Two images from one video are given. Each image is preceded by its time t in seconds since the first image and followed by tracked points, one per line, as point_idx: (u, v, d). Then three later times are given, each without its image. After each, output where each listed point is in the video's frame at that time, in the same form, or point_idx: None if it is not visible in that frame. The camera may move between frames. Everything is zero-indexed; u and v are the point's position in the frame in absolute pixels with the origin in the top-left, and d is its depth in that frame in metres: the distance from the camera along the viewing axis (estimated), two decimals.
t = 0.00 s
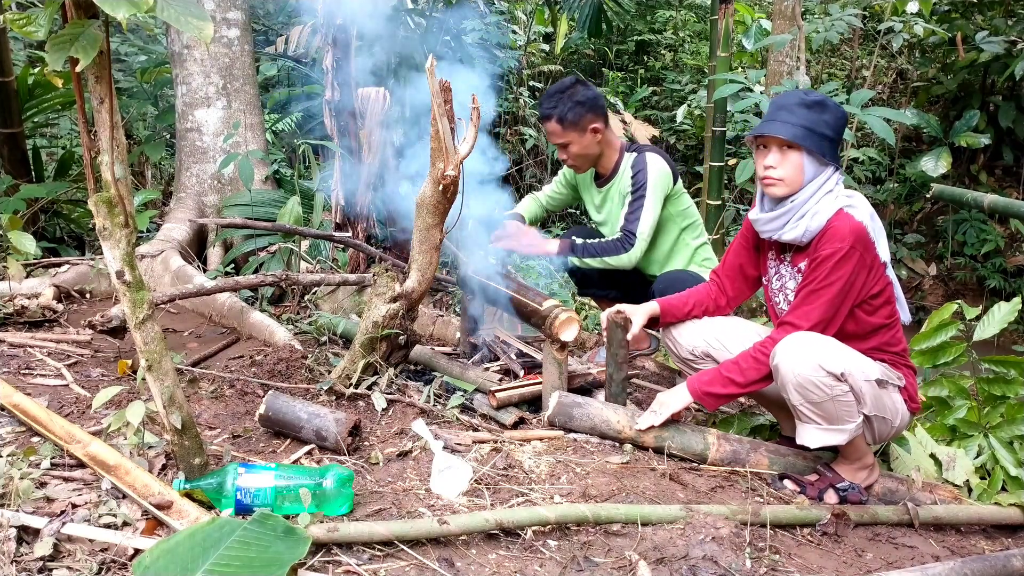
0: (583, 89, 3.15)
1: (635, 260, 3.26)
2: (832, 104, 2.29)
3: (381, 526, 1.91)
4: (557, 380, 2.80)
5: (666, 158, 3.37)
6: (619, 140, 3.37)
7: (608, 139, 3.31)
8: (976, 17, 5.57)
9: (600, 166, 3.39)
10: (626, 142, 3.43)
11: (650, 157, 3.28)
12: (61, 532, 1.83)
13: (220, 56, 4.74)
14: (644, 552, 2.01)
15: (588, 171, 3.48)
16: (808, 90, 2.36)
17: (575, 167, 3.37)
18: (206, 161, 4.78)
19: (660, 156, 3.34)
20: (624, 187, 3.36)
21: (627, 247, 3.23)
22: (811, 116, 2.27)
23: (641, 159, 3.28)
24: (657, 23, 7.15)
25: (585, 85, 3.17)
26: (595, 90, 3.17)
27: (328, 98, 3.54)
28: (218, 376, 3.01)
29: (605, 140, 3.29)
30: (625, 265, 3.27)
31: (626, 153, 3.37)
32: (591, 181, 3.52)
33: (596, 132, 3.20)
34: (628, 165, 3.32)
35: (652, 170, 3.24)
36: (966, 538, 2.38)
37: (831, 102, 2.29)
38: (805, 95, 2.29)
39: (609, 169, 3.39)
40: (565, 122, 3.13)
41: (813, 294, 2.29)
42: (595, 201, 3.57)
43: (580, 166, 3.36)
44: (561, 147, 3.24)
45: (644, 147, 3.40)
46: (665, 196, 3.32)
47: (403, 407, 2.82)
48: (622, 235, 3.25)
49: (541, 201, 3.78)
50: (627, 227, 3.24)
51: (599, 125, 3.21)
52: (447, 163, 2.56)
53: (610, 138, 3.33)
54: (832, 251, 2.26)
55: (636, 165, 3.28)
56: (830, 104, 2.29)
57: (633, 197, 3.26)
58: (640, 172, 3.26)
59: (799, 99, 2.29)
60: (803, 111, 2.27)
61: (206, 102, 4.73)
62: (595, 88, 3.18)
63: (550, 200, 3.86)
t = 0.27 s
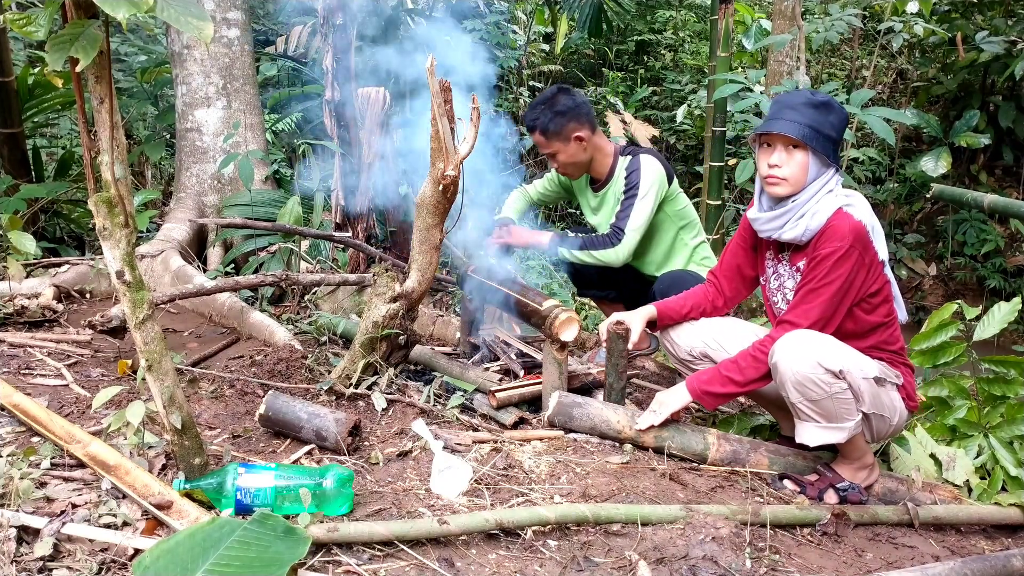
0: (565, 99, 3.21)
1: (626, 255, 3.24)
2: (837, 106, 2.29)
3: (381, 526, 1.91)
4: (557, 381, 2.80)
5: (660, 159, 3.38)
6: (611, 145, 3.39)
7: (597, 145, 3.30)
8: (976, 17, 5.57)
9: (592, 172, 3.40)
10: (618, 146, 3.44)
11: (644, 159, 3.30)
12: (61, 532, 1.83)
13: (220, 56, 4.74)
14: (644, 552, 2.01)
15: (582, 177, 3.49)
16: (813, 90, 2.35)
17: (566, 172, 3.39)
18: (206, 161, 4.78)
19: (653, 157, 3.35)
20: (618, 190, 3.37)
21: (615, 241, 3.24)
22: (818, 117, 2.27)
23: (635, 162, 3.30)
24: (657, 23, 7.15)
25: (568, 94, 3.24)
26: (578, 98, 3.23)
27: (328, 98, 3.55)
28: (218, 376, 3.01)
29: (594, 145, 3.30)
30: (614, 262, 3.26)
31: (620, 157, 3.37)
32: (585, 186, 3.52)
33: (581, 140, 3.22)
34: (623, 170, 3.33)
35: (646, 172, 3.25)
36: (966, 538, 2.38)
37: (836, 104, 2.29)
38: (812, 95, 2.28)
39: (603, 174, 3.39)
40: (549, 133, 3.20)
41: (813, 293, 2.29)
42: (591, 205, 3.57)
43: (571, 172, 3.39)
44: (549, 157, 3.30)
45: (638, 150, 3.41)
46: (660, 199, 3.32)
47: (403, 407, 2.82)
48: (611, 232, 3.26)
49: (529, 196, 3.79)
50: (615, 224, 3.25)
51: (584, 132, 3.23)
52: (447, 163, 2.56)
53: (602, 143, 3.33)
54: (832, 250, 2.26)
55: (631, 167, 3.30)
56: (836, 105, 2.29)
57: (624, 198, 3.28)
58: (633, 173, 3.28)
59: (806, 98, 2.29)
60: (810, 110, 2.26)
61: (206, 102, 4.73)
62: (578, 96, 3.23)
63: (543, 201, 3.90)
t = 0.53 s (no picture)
0: (558, 102, 3.25)
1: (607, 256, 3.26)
2: (836, 106, 2.29)
3: (381, 526, 1.91)
4: (557, 381, 2.80)
5: (655, 161, 3.38)
6: (606, 147, 3.39)
7: (590, 148, 3.31)
8: (976, 17, 5.57)
9: (588, 175, 3.40)
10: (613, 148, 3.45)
11: (636, 161, 3.30)
12: (61, 532, 1.83)
13: (220, 56, 4.74)
14: (644, 552, 2.01)
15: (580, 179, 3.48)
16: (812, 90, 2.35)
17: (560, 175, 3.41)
18: (206, 161, 4.78)
19: (647, 159, 3.35)
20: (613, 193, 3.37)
21: (597, 243, 3.25)
22: (815, 117, 2.26)
23: (627, 164, 3.30)
24: (657, 23, 7.15)
25: (561, 97, 3.27)
26: (571, 101, 3.26)
27: (328, 98, 3.56)
28: (218, 376, 3.01)
29: (587, 148, 3.30)
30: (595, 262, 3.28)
31: (614, 159, 3.37)
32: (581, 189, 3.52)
33: (573, 144, 3.23)
34: (616, 172, 3.33)
35: (638, 174, 3.25)
36: (966, 538, 2.38)
37: (834, 104, 2.29)
38: (810, 96, 2.28)
39: (598, 177, 3.39)
40: (541, 137, 3.24)
41: (812, 291, 2.29)
42: (588, 208, 3.56)
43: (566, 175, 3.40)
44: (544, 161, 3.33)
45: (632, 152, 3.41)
46: (653, 201, 3.32)
47: (403, 407, 2.82)
48: (595, 232, 3.28)
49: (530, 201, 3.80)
50: (601, 225, 3.27)
51: (576, 136, 3.23)
52: (447, 163, 2.56)
53: (596, 146, 3.33)
54: (830, 247, 2.26)
55: (623, 169, 3.30)
56: (834, 105, 2.29)
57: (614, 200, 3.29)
58: (623, 175, 3.28)
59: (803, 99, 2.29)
60: (806, 111, 2.26)
61: (206, 102, 4.73)
62: (571, 99, 3.26)
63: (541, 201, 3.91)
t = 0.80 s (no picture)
0: (554, 105, 3.26)
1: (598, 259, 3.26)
2: (835, 107, 2.28)
3: (381, 526, 1.91)
4: (557, 381, 2.80)
5: (651, 162, 3.38)
6: (603, 150, 3.39)
7: (587, 150, 3.30)
8: (976, 17, 5.57)
9: (586, 177, 3.40)
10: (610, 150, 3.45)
11: (632, 163, 3.29)
12: (61, 532, 1.83)
13: (220, 56, 4.74)
14: (644, 552, 2.01)
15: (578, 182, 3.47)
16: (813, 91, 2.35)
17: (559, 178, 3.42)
18: (206, 161, 4.78)
19: (644, 160, 3.35)
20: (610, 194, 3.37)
21: (589, 245, 3.26)
22: (813, 118, 2.27)
23: (623, 165, 3.30)
24: (657, 24, 7.16)
25: (557, 101, 3.28)
26: (567, 104, 3.27)
27: (328, 98, 3.54)
28: (218, 376, 3.01)
29: (584, 150, 3.30)
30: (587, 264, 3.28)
31: (612, 161, 3.37)
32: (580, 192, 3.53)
33: (570, 147, 3.23)
34: (612, 175, 3.32)
35: (633, 176, 3.25)
36: (966, 538, 2.38)
37: (833, 105, 2.29)
38: (808, 97, 2.29)
39: (596, 180, 3.38)
40: (538, 140, 3.26)
41: (813, 291, 2.29)
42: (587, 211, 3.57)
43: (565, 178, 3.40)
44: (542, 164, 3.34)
45: (629, 154, 3.40)
46: (649, 202, 3.32)
47: (403, 407, 2.82)
48: (588, 235, 3.28)
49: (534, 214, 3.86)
50: (593, 227, 3.27)
51: (573, 138, 3.23)
52: (447, 163, 2.56)
53: (593, 148, 3.33)
54: (831, 247, 2.26)
55: (618, 171, 3.30)
56: (833, 106, 2.28)
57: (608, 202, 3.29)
58: (618, 178, 3.28)
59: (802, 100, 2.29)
60: (805, 112, 2.27)
61: (206, 102, 4.73)
62: (568, 102, 3.27)
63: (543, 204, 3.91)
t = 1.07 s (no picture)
0: (568, 101, 3.27)
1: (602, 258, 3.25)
2: (834, 109, 2.25)
3: (381, 526, 1.91)
4: (557, 381, 2.80)
5: (658, 163, 3.39)
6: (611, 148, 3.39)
7: (598, 148, 3.31)
8: (976, 17, 5.57)
9: (593, 175, 3.40)
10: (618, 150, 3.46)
11: (639, 162, 3.30)
12: (61, 532, 1.83)
13: (220, 56, 4.74)
14: (644, 552, 2.01)
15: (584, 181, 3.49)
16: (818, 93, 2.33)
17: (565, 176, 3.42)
18: (206, 161, 4.78)
19: (651, 161, 3.36)
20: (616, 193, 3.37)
21: (593, 243, 3.24)
22: (804, 118, 2.27)
23: (631, 165, 3.31)
24: (657, 23, 7.16)
25: (571, 97, 3.29)
26: (581, 100, 3.28)
27: (328, 98, 3.56)
28: (218, 376, 3.01)
29: (594, 148, 3.30)
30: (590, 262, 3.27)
31: (619, 160, 3.37)
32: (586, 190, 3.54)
33: (582, 142, 3.24)
34: (619, 174, 3.33)
35: (641, 175, 3.25)
36: (966, 538, 2.38)
37: (831, 107, 2.26)
38: (803, 97, 2.29)
39: (603, 178, 3.39)
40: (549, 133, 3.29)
41: (814, 291, 2.29)
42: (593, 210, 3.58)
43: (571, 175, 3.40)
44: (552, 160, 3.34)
45: (636, 155, 3.41)
46: (656, 201, 3.33)
47: (403, 407, 2.83)
48: (592, 233, 3.27)
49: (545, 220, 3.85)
50: (598, 226, 3.26)
51: (586, 134, 3.25)
52: (447, 163, 2.56)
53: (602, 147, 3.34)
54: (832, 248, 2.26)
55: (626, 170, 3.30)
56: (831, 108, 2.26)
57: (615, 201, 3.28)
58: (626, 177, 3.28)
59: (798, 100, 2.30)
60: (797, 112, 2.28)
61: (206, 102, 4.73)
62: (581, 99, 3.29)
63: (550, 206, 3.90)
